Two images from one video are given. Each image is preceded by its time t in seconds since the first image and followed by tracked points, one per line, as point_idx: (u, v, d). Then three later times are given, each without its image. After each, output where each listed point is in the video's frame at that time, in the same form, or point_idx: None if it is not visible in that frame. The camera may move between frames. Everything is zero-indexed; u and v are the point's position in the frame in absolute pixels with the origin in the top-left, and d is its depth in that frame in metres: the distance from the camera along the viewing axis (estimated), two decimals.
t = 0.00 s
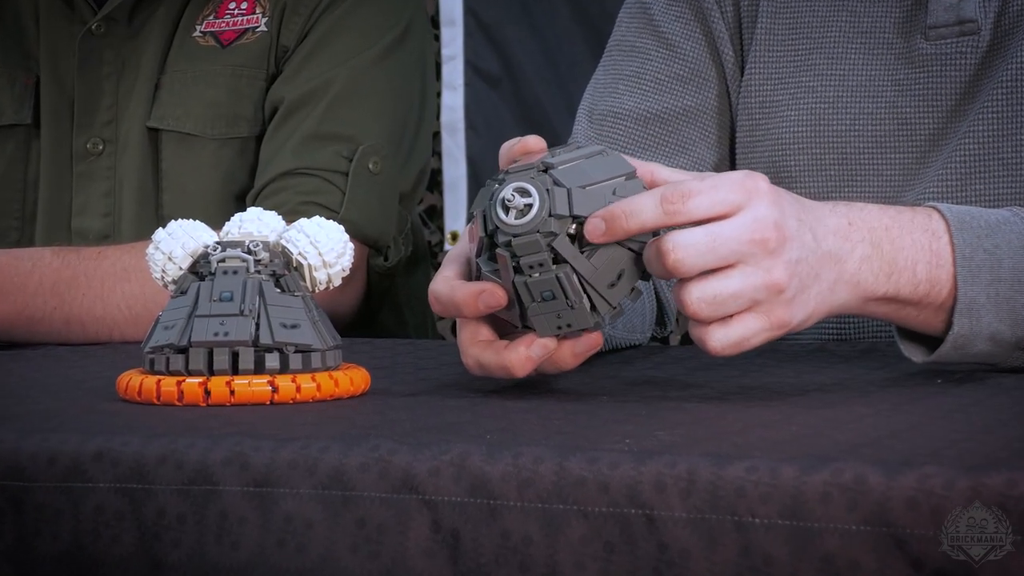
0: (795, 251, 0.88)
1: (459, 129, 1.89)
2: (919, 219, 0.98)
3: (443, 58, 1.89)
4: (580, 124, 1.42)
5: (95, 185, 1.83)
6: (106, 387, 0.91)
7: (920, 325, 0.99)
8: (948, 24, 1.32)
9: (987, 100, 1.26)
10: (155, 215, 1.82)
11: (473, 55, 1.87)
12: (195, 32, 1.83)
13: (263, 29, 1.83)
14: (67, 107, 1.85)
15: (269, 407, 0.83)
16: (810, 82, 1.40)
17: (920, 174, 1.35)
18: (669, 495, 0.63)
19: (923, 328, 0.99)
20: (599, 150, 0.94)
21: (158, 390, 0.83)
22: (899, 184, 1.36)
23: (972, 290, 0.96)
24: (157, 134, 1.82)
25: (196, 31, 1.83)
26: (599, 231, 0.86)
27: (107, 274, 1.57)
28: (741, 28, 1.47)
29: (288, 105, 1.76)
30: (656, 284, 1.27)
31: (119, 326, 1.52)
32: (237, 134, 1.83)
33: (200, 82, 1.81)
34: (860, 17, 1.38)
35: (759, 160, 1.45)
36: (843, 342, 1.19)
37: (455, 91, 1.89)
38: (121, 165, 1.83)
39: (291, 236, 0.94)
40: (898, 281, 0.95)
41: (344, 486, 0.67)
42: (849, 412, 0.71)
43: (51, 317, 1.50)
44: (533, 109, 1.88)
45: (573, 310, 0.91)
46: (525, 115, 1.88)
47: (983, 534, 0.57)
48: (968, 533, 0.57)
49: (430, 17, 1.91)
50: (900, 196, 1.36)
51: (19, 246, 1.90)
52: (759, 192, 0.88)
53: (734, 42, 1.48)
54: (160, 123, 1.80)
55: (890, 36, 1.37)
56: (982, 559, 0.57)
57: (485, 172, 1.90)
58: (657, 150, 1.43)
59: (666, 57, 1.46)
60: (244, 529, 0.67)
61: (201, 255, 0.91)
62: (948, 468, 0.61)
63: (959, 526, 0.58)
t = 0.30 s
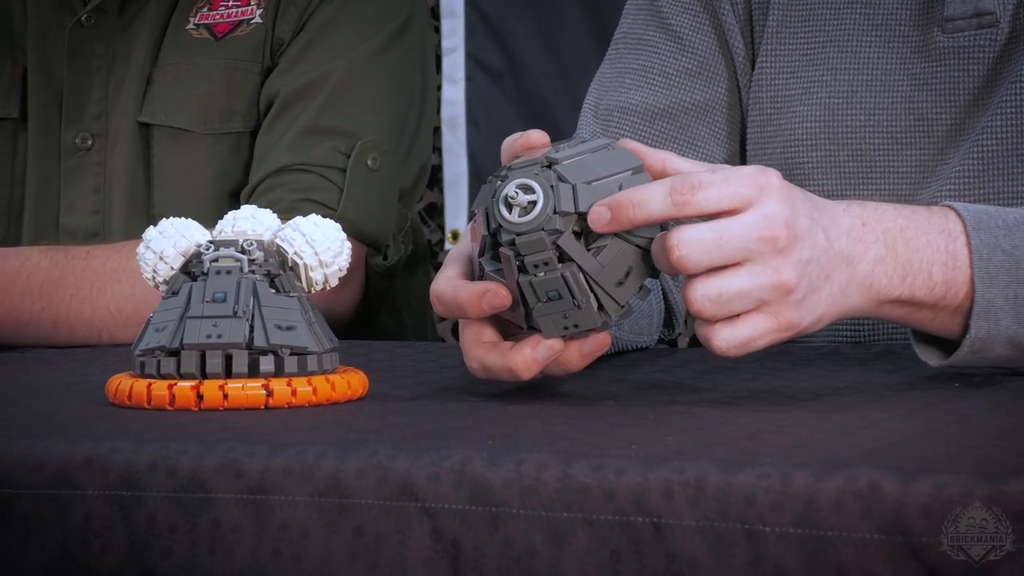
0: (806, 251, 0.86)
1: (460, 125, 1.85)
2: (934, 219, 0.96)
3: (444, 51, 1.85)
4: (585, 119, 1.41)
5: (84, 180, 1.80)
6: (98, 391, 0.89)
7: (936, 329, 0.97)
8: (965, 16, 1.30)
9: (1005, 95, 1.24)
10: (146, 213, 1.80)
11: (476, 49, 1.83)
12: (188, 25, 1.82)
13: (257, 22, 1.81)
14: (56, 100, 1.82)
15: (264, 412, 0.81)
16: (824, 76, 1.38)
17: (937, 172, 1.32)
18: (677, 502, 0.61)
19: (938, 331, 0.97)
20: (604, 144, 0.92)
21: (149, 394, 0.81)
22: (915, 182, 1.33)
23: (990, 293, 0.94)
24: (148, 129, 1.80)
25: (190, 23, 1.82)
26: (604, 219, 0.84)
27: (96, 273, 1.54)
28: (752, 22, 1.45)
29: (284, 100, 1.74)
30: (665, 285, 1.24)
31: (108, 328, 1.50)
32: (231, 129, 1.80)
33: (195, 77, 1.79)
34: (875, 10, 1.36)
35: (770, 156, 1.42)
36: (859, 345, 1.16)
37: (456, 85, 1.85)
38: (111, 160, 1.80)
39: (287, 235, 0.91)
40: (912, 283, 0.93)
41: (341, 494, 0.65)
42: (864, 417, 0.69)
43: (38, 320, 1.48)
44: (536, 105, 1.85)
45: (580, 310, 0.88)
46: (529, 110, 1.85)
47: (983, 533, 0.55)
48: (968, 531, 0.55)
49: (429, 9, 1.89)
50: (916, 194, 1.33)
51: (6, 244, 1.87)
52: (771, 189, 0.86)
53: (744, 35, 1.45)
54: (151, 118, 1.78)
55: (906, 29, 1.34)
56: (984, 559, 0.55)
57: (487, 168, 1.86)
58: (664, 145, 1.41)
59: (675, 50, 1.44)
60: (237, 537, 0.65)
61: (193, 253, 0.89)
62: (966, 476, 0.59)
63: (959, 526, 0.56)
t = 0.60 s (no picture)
0: (818, 251, 0.84)
1: (461, 120, 1.83)
2: (952, 218, 0.94)
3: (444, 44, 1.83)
4: (591, 114, 1.40)
5: (64, 181, 1.77)
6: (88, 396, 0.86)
7: (953, 331, 0.95)
8: (985, 8, 1.26)
9: None
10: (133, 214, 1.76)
11: (476, 41, 1.81)
12: (173, 21, 1.78)
13: (246, 15, 1.77)
14: (37, 100, 1.79)
15: (258, 417, 0.78)
16: (838, 70, 1.36)
17: (955, 168, 1.29)
18: (684, 511, 0.58)
19: (955, 334, 0.95)
20: (607, 142, 0.90)
21: (138, 399, 0.79)
22: (933, 179, 1.30)
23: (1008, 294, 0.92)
24: (133, 129, 1.77)
25: (175, 19, 1.79)
26: (612, 220, 0.82)
27: (83, 274, 1.51)
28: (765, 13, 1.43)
29: (274, 96, 1.70)
30: (672, 286, 1.22)
31: (94, 332, 1.47)
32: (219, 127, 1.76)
33: (183, 74, 1.76)
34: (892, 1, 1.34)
35: (783, 152, 1.40)
36: (871, 348, 1.14)
37: (456, 78, 1.83)
38: (93, 161, 1.77)
39: (280, 233, 0.89)
40: (929, 284, 0.91)
41: (337, 502, 0.62)
42: (878, 422, 0.67)
43: (22, 321, 1.47)
44: (537, 99, 1.82)
45: (586, 313, 0.86)
46: (529, 103, 1.83)
47: (982, 533, 0.53)
48: (966, 531, 0.53)
49: None
50: (934, 192, 1.30)
51: None
52: (783, 187, 0.83)
53: (756, 27, 1.43)
54: (136, 117, 1.75)
55: (924, 21, 1.31)
56: (983, 559, 0.53)
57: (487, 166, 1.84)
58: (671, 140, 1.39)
59: (683, 42, 1.41)
60: (230, 547, 0.63)
61: (184, 253, 0.87)
62: (985, 483, 0.56)
63: (958, 525, 0.54)
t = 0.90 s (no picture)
0: (830, 255, 0.82)
1: (461, 116, 1.81)
2: (967, 218, 0.92)
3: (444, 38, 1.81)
4: (595, 109, 1.38)
5: (49, 181, 1.73)
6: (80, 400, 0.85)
7: (968, 334, 0.93)
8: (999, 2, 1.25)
9: None
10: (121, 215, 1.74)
11: (476, 34, 1.79)
12: (161, 14, 1.76)
13: (235, 9, 1.74)
14: (20, 97, 1.74)
15: (254, 421, 0.77)
16: (849, 65, 1.34)
17: (969, 166, 1.27)
18: (691, 518, 0.57)
19: (970, 339, 0.93)
20: (610, 138, 0.89)
21: (131, 403, 0.77)
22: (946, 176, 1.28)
23: None
24: (121, 126, 1.74)
25: (162, 12, 1.76)
26: (621, 223, 0.80)
27: (74, 275, 1.49)
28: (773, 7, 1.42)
29: (265, 94, 1.67)
30: (678, 286, 1.21)
31: (86, 333, 1.45)
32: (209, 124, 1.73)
33: (173, 69, 1.73)
34: None
35: (793, 149, 1.39)
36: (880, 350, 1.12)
37: (456, 74, 1.81)
38: (79, 159, 1.73)
39: (276, 233, 0.87)
40: (944, 286, 0.89)
41: (335, 509, 0.61)
42: (889, 427, 0.65)
43: (11, 322, 1.46)
44: (539, 93, 1.80)
45: (589, 314, 0.85)
46: (529, 97, 1.81)
47: (982, 533, 0.51)
48: (967, 532, 0.52)
49: None
50: (948, 190, 1.28)
51: None
52: (795, 190, 0.82)
53: (764, 21, 1.42)
54: (123, 114, 1.72)
55: (937, 15, 1.30)
56: (984, 559, 0.52)
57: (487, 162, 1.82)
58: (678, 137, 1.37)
59: (689, 38, 1.40)
60: (224, 555, 0.61)
61: (177, 254, 0.86)
62: (1002, 489, 0.55)
63: (959, 525, 0.53)
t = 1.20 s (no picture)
0: (829, 257, 0.82)
1: (462, 115, 1.80)
2: (970, 217, 0.92)
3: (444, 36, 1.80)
4: (597, 109, 1.38)
5: (38, 181, 1.71)
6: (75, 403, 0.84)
7: (973, 336, 0.92)
8: (1006, 1, 1.24)
9: None
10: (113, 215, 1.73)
11: (476, 33, 1.78)
12: (153, 10, 1.75)
13: (227, 5, 1.73)
14: (10, 96, 1.73)
15: (252, 424, 0.76)
16: (854, 65, 1.33)
17: (975, 167, 1.26)
18: (694, 522, 0.56)
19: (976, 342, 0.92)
20: (616, 140, 0.88)
21: (127, 405, 0.76)
22: (952, 177, 1.28)
23: None
24: (113, 125, 1.72)
25: (155, 8, 1.75)
26: (616, 233, 0.80)
27: (70, 276, 1.48)
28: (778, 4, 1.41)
29: (259, 91, 1.65)
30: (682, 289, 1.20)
31: (82, 335, 1.44)
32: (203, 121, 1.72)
33: (164, 66, 1.72)
34: None
35: (797, 150, 1.38)
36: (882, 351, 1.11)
37: (457, 72, 1.80)
38: (69, 159, 1.71)
39: (275, 233, 0.87)
40: (948, 287, 0.89)
41: (333, 512, 0.60)
42: (895, 429, 0.64)
43: (5, 322, 1.45)
44: (539, 91, 1.80)
45: (594, 317, 0.84)
46: (530, 95, 1.81)
47: (983, 533, 0.51)
48: (967, 531, 0.52)
49: None
50: (953, 191, 1.28)
51: None
52: (793, 192, 0.81)
53: (768, 19, 1.41)
54: (114, 113, 1.70)
55: (943, 14, 1.29)
56: (984, 559, 0.51)
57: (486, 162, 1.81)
58: (681, 136, 1.36)
59: (692, 36, 1.39)
60: (222, 559, 0.60)
61: (175, 254, 0.85)
62: (1008, 492, 0.54)
63: (958, 524, 0.53)
